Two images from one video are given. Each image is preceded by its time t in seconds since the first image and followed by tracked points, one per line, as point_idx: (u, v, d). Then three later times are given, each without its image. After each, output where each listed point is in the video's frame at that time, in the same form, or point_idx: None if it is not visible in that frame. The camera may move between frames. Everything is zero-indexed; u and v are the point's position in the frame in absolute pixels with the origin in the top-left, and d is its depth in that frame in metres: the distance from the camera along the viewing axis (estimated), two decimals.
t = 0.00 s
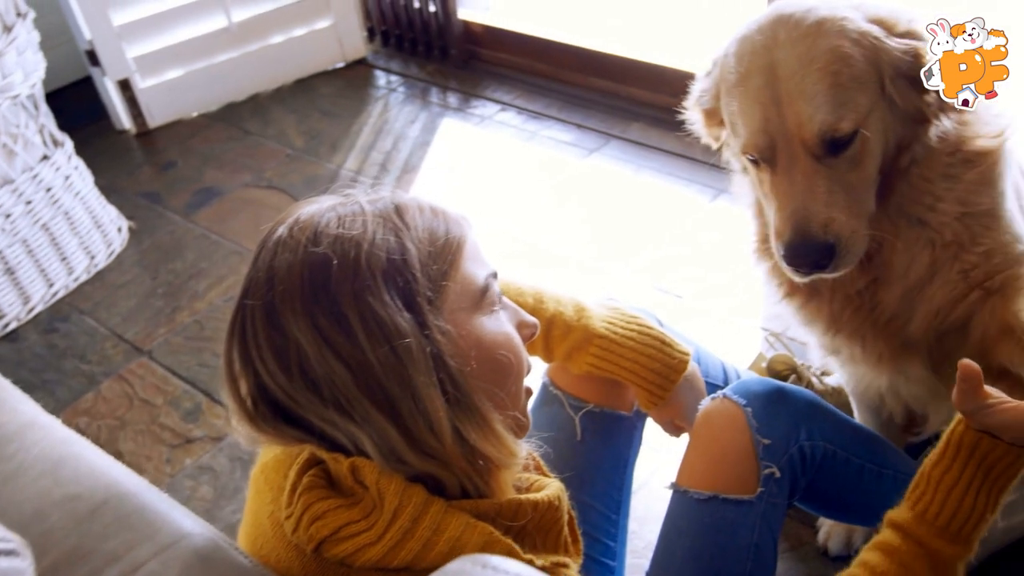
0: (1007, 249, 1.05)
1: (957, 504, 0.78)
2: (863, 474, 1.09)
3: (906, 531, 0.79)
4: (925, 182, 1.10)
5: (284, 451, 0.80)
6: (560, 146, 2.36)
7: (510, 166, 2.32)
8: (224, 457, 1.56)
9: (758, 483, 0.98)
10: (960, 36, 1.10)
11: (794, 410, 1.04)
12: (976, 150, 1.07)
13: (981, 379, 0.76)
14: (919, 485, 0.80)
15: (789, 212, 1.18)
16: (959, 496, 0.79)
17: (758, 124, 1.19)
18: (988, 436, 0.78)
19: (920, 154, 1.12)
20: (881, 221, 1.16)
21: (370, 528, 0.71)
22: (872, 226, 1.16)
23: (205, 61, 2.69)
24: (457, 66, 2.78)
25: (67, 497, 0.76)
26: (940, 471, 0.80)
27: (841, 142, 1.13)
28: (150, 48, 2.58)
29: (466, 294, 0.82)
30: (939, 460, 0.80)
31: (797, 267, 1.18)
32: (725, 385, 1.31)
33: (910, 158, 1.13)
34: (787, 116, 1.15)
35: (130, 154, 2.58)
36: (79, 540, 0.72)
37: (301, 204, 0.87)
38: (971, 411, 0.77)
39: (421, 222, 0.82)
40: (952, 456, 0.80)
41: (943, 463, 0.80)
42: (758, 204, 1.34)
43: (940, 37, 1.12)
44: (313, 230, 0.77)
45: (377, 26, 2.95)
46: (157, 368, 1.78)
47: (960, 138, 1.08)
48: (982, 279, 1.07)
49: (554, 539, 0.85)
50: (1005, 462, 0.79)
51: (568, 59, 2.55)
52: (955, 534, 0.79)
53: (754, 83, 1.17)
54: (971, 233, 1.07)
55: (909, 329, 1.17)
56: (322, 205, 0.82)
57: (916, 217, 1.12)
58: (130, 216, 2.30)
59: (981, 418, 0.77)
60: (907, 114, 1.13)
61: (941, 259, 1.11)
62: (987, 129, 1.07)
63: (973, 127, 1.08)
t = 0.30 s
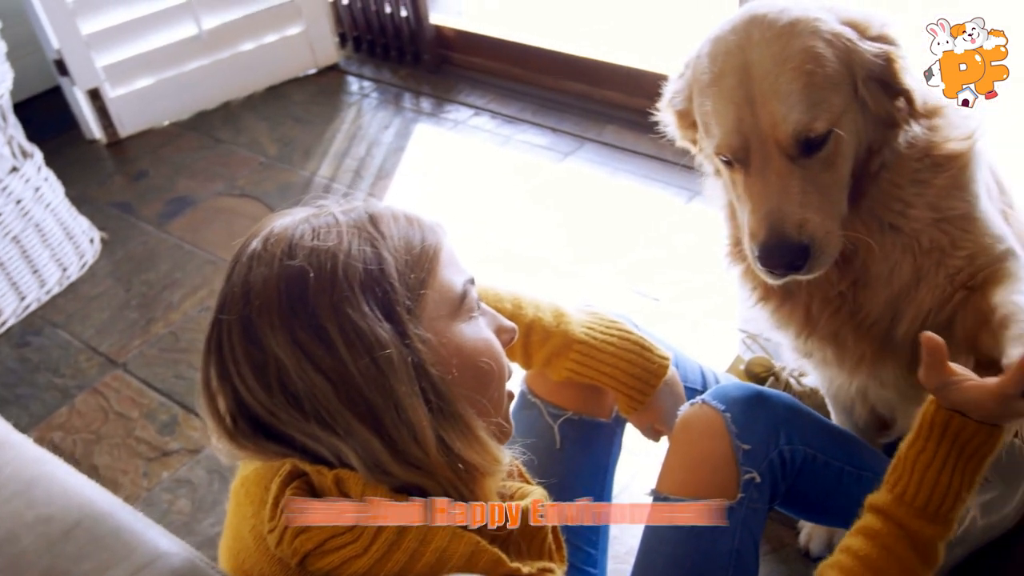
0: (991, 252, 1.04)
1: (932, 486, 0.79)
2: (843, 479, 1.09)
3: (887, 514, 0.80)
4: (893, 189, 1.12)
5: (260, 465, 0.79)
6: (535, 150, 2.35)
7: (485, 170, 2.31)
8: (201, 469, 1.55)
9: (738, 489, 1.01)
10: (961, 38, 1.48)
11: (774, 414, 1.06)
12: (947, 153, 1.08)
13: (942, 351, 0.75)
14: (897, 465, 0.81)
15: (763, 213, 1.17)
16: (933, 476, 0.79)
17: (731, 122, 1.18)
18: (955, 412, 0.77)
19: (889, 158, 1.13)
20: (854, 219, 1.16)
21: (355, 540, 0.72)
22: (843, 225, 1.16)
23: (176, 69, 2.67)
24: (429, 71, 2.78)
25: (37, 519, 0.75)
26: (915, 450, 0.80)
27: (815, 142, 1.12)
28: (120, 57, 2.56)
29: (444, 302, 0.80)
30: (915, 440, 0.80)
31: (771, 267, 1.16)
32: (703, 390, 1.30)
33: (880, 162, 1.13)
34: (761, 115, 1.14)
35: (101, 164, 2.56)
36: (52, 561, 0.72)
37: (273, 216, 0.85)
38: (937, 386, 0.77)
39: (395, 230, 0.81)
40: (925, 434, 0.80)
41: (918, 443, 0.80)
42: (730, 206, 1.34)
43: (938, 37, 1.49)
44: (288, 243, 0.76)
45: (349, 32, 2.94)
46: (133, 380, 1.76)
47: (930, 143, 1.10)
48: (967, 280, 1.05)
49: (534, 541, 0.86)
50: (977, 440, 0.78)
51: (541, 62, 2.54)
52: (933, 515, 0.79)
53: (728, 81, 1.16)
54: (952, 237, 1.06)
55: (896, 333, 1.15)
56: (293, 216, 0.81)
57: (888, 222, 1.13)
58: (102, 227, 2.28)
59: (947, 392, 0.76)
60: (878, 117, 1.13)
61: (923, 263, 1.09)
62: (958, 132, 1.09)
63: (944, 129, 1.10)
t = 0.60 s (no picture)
0: (972, 251, 1.05)
1: (908, 471, 0.83)
2: (830, 479, 1.09)
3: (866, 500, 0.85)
4: (874, 190, 1.12)
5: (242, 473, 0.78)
6: (516, 153, 2.35)
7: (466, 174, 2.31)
8: (186, 479, 1.53)
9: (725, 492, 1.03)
10: (961, 37, 1.72)
11: (761, 417, 1.06)
12: (927, 151, 1.09)
13: (914, 341, 0.77)
14: (874, 452, 0.85)
15: (746, 212, 1.16)
16: (908, 463, 0.83)
17: (713, 121, 1.17)
18: (925, 399, 0.81)
19: (870, 158, 1.12)
20: (839, 217, 1.16)
21: (347, 547, 0.72)
22: (828, 225, 1.15)
23: (154, 77, 2.65)
24: (409, 75, 2.77)
25: (19, 536, 0.74)
26: (890, 437, 0.84)
27: (798, 141, 1.12)
28: (98, 64, 2.55)
29: (432, 306, 0.80)
30: (889, 428, 0.84)
31: (756, 267, 1.15)
32: (689, 392, 1.30)
33: (861, 163, 1.13)
34: (744, 116, 1.14)
35: (80, 173, 2.54)
36: None
37: (258, 223, 0.84)
38: (905, 375, 0.80)
39: (381, 234, 0.80)
40: (897, 422, 0.83)
41: (892, 430, 0.84)
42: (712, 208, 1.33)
43: (938, 37, 1.74)
44: (274, 249, 0.75)
45: (328, 37, 2.93)
46: (116, 391, 1.75)
47: (909, 143, 1.10)
48: (949, 278, 1.06)
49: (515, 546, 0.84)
50: (948, 425, 0.82)
51: (521, 65, 2.54)
52: (911, 499, 0.84)
53: (710, 81, 1.16)
54: (936, 237, 1.06)
55: (881, 334, 1.16)
56: (279, 223, 0.80)
57: (871, 221, 1.12)
58: (81, 236, 2.26)
59: (915, 380, 0.80)
60: (858, 117, 1.13)
61: (908, 262, 1.09)
62: (936, 130, 1.10)
63: (923, 128, 1.10)
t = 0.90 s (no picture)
0: (955, 247, 1.05)
1: (890, 455, 0.85)
2: (820, 476, 1.10)
3: (850, 486, 0.86)
4: (860, 186, 1.11)
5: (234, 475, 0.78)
6: (501, 153, 2.35)
7: (451, 175, 2.30)
8: (174, 486, 1.52)
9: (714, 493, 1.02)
10: (961, 37, 1.68)
11: (750, 416, 1.06)
12: (911, 145, 1.08)
13: (899, 331, 0.79)
14: (857, 439, 0.87)
15: (730, 205, 1.15)
16: (891, 447, 0.85)
17: (698, 115, 1.16)
18: (906, 385, 0.83)
19: (855, 154, 1.12)
20: (823, 213, 1.15)
21: (341, 548, 0.72)
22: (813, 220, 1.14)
23: (136, 81, 2.64)
24: (393, 76, 2.77)
25: (5, 547, 0.73)
26: (872, 423, 0.86)
27: (784, 135, 1.11)
28: (79, 69, 2.53)
29: (423, 305, 0.80)
30: (872, 414, 0.86)
31: (740, 261, 1.14)
32: (676, 391, 1.30)
33: (846, 158, 1.13)
34: (729, 110, 1.13)
35: (62, 178, 2.52)
36: None
37: (245, 224, 0.84)
38: (886, 363, 0.82)
39: (371, 234, 0.80)
40: (880, 408, 0.85)
41: (874, 416, 0.86)
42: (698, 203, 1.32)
43: (939, 37, 1.70)
44: (264, 251, 0.75)
45: (311, 39, 2.92)
46: (101, 397, 1.73)
47: (893, 138, 1.09)
48: (932, 274, 1.06)
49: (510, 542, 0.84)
50: (929, 410, 0.84)
51: (505, 65, 2.54)
52: (895, 484, 0.85)
53: (696, 75, 1.14)
54: (920, 233, 1.07)
55: (864, 329, 1.16)
56: (268, 224, 0.80)
57: (855, 216, 1.12)
58: (64, 242, 2.24)
59: (897, 367, 0.82)
60: (842, 113, 1.12)
61: (892, 258, 1.09)
62: (920, 123, 1.09)
63: (908, 121, 1.10)
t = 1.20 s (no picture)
0: (939, 244, 1.04)
1: (872, 444, 0.87)
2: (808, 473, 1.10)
3: (834, 478, 0.88)
4: (844, 181, 1.11)
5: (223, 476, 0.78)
6: (485, 153, 2.34)
7: (435, 175, 2.30)
8: (160, 491, 1.52)
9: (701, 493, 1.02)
10: (961, 37, 1.72)
11: (738, 415, 1.06)
12: (895, 141, 1.08)
13: (881, 325, 0.79)
14: (840, 431, 0.89)
15: (711, 195, 1.15)
16: (873, 438, 0.87)
17: (681, 104, 1.16)
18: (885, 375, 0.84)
19: (839, 148, 1.12)
20: (806, 208, 1.15)
21: (334, 546, 0.72)
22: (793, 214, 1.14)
23: (117, 84, 2.62)
24: (376, 77, 2.76)
25: None
26: (853, 414, 0.88)
27: (764, 127, 1.11)
28: (60, 72, 2.51)
29: (413, 303, 0.80)
30: (852, 405, 0.88)
31: (719, 251, 1.14)
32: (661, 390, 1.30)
33: (830, 152, 1.13)
34: (712, 100, 1.12)
35: (43, 182, 2.51)
36: None
37: (233, 225, 0.84)
38: (866, 354, 0.83)
39: (358, 233, 0.80)
40: (861, 398, 0.87)
41: (853, 407, 0.88)
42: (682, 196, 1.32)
43: (939, 37, 1.74)
44: (252, 250, 0.75)
45: (292, 40, 2.92)
46: (86, 403, 1.72)
47: (877, 134, 1.09)
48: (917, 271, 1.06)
49: (512, 541, 0.83)
50: (908, 399, 0.86)
51: (489, 65, 2.53)
52: (878, 473, 0.87)
53: (682, 64, 1.14)
54: (903, 230, 1.06)
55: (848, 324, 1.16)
56: (256, 224, 0.80)
57: (838, 211, 1.12)
58: (46, 246, 2.23)
59: (876, 358, 0.83)
60: (827, 108, 1.12)
61: (876, 254, 1.09)
62: (905, 119, 1.09)
63: (892, 118, 1.09)
